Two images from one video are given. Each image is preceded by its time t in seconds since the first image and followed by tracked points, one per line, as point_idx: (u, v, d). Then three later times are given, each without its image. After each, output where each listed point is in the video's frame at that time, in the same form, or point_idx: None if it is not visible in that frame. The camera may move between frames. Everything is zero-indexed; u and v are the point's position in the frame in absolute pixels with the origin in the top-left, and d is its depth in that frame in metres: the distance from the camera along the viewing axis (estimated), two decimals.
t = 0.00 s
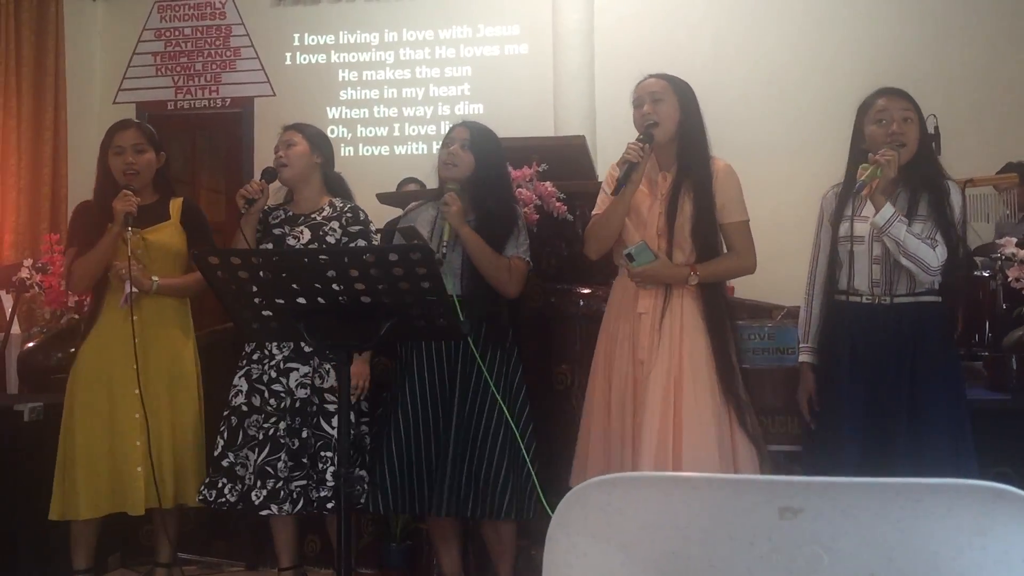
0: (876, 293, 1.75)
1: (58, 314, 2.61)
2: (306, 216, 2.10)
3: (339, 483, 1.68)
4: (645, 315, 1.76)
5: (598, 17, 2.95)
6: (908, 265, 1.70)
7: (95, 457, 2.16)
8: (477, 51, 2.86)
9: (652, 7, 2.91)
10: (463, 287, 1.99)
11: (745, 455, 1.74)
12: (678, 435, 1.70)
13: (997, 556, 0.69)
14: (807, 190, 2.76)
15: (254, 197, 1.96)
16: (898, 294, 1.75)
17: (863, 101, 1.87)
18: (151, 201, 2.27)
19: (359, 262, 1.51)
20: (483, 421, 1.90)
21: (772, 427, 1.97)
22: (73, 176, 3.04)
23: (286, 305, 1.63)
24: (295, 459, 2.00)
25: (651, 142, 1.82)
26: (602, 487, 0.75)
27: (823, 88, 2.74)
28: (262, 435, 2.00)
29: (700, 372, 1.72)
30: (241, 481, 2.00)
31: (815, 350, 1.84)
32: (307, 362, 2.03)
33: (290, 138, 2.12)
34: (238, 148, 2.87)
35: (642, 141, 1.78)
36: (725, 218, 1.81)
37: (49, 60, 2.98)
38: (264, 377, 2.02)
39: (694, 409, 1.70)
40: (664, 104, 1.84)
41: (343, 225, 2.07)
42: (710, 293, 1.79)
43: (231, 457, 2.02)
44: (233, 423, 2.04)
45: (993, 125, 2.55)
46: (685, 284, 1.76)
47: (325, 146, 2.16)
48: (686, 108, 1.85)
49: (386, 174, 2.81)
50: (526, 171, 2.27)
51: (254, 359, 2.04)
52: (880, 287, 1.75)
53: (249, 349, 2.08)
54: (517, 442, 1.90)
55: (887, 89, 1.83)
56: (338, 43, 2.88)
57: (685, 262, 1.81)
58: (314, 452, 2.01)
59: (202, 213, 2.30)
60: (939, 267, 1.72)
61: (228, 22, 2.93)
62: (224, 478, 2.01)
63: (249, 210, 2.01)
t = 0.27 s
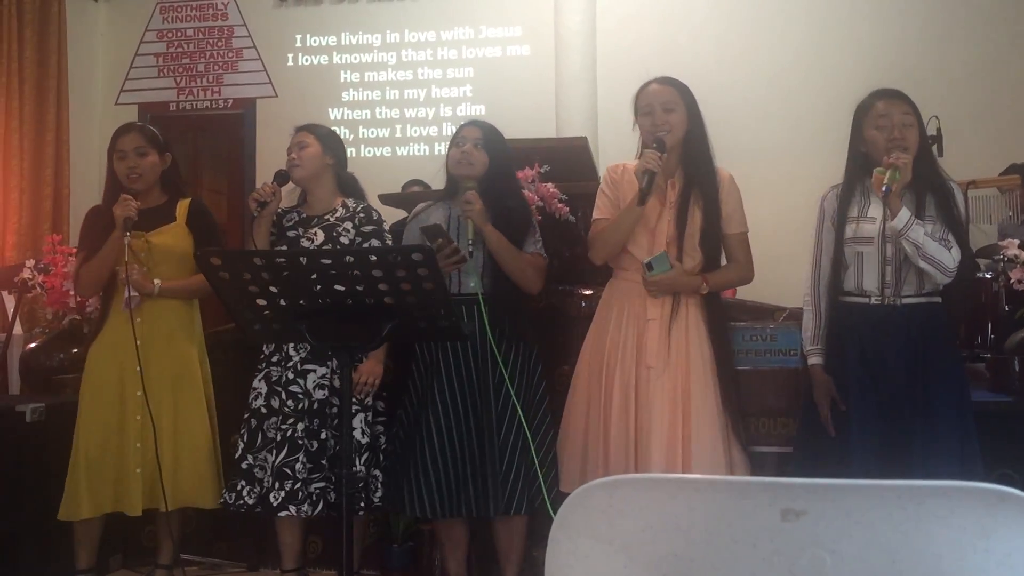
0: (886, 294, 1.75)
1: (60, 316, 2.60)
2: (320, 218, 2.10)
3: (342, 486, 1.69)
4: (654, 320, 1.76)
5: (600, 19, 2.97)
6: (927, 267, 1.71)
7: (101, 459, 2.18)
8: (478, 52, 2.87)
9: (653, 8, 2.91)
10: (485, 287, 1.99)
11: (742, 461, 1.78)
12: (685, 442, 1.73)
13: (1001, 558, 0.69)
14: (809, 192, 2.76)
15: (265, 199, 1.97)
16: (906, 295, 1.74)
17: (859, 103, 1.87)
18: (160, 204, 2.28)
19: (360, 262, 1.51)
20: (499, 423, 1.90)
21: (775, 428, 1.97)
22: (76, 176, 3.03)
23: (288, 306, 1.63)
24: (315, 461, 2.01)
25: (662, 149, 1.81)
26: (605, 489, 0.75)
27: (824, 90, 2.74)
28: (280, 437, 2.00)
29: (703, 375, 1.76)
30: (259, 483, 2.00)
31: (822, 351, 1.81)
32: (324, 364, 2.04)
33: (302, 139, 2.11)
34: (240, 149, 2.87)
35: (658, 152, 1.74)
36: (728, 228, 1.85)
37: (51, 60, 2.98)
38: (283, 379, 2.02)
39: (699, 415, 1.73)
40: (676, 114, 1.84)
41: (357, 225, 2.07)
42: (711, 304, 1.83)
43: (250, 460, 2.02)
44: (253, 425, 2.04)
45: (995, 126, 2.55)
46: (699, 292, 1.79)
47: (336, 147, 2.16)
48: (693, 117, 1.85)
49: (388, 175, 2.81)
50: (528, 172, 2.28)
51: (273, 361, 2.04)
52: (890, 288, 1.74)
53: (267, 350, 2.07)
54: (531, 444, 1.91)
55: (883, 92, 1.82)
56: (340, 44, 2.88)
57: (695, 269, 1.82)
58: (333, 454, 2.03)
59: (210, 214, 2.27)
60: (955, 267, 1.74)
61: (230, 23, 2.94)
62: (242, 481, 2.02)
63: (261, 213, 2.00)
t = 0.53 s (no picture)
0: (905, 296, 1.74)
1: (61, 316, 2.60)
2: (324, 219, 2.10)
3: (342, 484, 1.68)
4: (666, 322, 1.76)
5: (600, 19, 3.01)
6: (953, 272, 1.71)
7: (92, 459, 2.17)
8: (479, 52, 2.85)
9: (654, 9, 2.93)
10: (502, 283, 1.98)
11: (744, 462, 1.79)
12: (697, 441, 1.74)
13: (1001, 558, 0.69)
14: (809, 192, 2.76)
15: (268, 205, 2.00)
16: (926, 295, 1.73)
17: (864, 104, 1.85)
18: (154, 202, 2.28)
19: (360, 261, 1.51)
20: (519, 420, 1.91)
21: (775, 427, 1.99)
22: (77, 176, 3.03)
23: (289, 306, 1.64)
24: (324, 463, 2.01)
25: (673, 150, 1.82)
26: (606, 488, 0.75)
27: (825, 89, 2.74)
28: (287, 438, 2.01)
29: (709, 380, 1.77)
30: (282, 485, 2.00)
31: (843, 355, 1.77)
32: (328, 365, 2.03)
33: (309, 141, 2.12)
34: (240, 149, 2.84)
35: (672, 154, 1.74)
36: (728, 229, 1.85)
37: (53, 60, 2.98)
38: (289, 381, 2.03)
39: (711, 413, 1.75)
40: (681, 114, 1.85)
41: (359, 225, 2.06)
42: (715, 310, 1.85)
43: (273, 462, 2.02)
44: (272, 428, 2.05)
45: (996, 126, 2.55)
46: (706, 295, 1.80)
47: (346, 149, 2.16)
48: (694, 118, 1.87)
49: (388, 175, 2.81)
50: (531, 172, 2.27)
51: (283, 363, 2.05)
52: (910, 289, 1.74)
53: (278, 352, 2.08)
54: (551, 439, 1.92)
55: (889, 92, 1.82)
56: (341, 44, 2.89)
57: (706, 267, 1.82)
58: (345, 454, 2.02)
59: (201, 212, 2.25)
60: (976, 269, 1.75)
61: (231, 23, 2.93)
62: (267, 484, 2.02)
63: (265, 218, 2.02)
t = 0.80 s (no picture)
0: (925, 293, 1.72)
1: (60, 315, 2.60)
2: (317, 218, 2.09)
3: (342, 480, 1.69)
4: (679, 319, 1.75)
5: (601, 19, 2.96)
6: (974, 266, 1.73)
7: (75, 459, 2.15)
8: (479, 51, 2.86)
9: (654, 8, 2.92)
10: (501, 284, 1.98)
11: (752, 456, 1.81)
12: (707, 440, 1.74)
13: (1002, 558, 0.69)
14: (809, 191, 2.76)
15: (260, 205, 2.00)
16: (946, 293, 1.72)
17: (876, 100, 1.86)
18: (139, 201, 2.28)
19: (361, 261, 1.51)
20: (523, 419, 1.90)
21: (775, 427, 1.99)
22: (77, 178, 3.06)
23: (289, 305, 1.64)
24: (311, 461, 2.01)
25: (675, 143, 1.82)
26: (605, 487, 0.75)
27: (825, 89, 2.74)
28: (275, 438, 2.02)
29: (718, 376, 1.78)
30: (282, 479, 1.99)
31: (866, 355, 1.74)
32: (316, 364, 2.04)
33: (304, 141, 2.13)
34: (240, 149, 2.84)
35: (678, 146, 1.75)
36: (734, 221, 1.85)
37: (52, 61, 2.99)
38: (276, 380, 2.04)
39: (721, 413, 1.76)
40: (681, 107, 1.85)
41: (347, 222, 2.05)
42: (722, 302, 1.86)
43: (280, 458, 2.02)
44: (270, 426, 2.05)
45: (997, 126, 2.55)
46: (717, 288, 1.81)
47: (343, 150, 2.17)
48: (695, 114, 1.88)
49: (388, 174, 2.80)
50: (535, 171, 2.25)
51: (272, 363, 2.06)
52: (931, 286, 1.73)
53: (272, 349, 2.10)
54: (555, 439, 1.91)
55: (902, 89, 1.83)
56: (341, 43, 2.89)
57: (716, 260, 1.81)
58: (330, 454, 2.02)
59: (186, 211, 2.25)
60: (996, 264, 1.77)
61: (231, 21, 2.93)
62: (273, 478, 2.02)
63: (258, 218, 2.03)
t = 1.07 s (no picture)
0: (931, 293, 1.73)
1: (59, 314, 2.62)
2: (305, 216, 2.10)
3: (343, 478, 1.69)
4: (684, 316, 1.75)
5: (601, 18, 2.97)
6: (978, 261, 1.72)
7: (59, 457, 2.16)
8: (478, 51, 2.86)
9: (653, 8, 2.92)
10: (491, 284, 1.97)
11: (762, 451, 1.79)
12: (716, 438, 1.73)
13: (1001, 557, 0.69)
14: (808, 190, 2.77)
15: (248, 200, 2.00)
16: (951, 292, 1.72)
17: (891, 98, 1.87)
18: (126, 201, 2.28)
19: (360, 260, 1.51)
20: (514, 422, 1.91)
21: (776, 427, 1.99)
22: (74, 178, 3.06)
23: (288, 305, 1.64)
24: (290, 458, 2.01)
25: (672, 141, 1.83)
26: (604, 486, 0.75)
27: (824, 89, 2.73)
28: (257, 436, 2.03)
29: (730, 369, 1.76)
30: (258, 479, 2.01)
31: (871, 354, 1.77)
32: (298, 362, 2.03)
33: (293, 140, 2.14)
34: (240, 148, 2.86)
35: (674, 141, 1.76)
36: (738, 214, 1.85)
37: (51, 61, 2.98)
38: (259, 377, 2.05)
39: (727, 412, 1.73)
40: (677, 106, 1.85)
41: (334, 222, 2.04)
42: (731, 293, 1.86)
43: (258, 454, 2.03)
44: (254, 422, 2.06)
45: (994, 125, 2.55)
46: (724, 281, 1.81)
47: (331, 149, 2.16)
48: (693, 111, 1.88)
49: (386, 173, 2.80)
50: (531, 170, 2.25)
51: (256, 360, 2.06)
52: (934, 286, 1.73)
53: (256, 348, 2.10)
54: (547, 442, 1.90)
55: (917, 90, 1.84)
56: (339, 42, 2.88)
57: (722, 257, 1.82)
58: (310, 452, 2.01)
59: (172, 211, 2.26)
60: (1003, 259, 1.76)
61: (229, 21, 2.93)
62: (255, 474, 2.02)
63: (244, 214, 2.03)
